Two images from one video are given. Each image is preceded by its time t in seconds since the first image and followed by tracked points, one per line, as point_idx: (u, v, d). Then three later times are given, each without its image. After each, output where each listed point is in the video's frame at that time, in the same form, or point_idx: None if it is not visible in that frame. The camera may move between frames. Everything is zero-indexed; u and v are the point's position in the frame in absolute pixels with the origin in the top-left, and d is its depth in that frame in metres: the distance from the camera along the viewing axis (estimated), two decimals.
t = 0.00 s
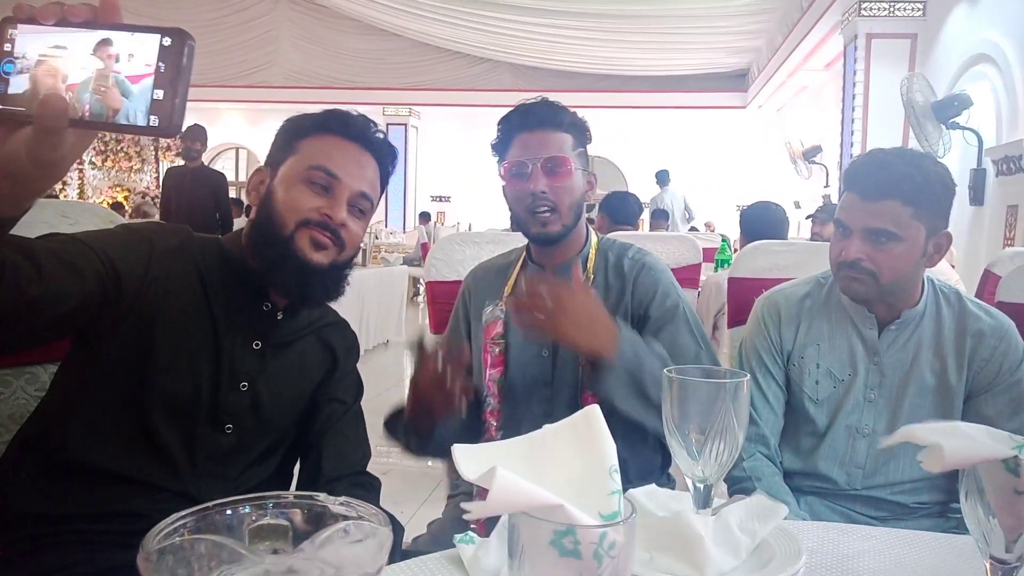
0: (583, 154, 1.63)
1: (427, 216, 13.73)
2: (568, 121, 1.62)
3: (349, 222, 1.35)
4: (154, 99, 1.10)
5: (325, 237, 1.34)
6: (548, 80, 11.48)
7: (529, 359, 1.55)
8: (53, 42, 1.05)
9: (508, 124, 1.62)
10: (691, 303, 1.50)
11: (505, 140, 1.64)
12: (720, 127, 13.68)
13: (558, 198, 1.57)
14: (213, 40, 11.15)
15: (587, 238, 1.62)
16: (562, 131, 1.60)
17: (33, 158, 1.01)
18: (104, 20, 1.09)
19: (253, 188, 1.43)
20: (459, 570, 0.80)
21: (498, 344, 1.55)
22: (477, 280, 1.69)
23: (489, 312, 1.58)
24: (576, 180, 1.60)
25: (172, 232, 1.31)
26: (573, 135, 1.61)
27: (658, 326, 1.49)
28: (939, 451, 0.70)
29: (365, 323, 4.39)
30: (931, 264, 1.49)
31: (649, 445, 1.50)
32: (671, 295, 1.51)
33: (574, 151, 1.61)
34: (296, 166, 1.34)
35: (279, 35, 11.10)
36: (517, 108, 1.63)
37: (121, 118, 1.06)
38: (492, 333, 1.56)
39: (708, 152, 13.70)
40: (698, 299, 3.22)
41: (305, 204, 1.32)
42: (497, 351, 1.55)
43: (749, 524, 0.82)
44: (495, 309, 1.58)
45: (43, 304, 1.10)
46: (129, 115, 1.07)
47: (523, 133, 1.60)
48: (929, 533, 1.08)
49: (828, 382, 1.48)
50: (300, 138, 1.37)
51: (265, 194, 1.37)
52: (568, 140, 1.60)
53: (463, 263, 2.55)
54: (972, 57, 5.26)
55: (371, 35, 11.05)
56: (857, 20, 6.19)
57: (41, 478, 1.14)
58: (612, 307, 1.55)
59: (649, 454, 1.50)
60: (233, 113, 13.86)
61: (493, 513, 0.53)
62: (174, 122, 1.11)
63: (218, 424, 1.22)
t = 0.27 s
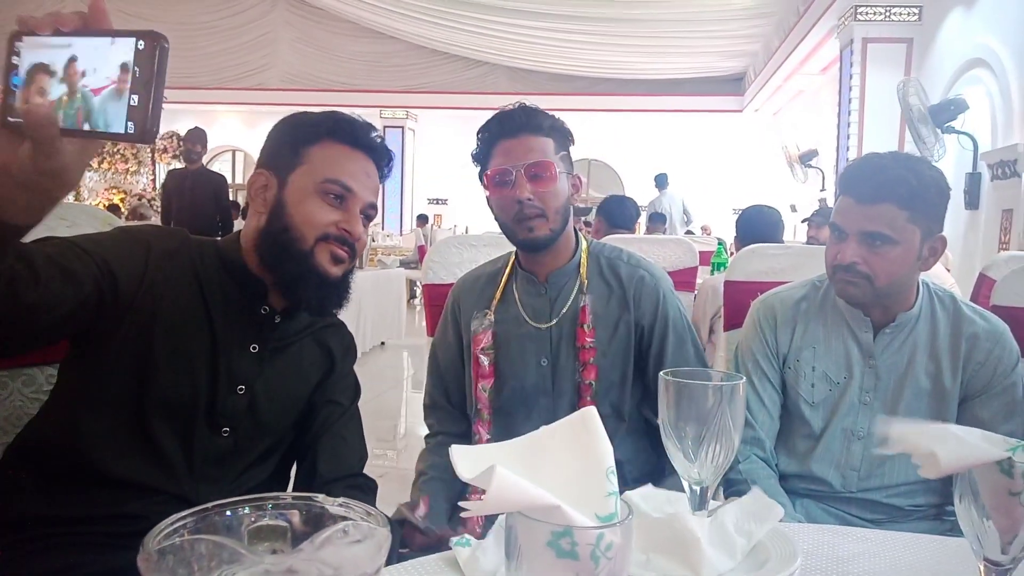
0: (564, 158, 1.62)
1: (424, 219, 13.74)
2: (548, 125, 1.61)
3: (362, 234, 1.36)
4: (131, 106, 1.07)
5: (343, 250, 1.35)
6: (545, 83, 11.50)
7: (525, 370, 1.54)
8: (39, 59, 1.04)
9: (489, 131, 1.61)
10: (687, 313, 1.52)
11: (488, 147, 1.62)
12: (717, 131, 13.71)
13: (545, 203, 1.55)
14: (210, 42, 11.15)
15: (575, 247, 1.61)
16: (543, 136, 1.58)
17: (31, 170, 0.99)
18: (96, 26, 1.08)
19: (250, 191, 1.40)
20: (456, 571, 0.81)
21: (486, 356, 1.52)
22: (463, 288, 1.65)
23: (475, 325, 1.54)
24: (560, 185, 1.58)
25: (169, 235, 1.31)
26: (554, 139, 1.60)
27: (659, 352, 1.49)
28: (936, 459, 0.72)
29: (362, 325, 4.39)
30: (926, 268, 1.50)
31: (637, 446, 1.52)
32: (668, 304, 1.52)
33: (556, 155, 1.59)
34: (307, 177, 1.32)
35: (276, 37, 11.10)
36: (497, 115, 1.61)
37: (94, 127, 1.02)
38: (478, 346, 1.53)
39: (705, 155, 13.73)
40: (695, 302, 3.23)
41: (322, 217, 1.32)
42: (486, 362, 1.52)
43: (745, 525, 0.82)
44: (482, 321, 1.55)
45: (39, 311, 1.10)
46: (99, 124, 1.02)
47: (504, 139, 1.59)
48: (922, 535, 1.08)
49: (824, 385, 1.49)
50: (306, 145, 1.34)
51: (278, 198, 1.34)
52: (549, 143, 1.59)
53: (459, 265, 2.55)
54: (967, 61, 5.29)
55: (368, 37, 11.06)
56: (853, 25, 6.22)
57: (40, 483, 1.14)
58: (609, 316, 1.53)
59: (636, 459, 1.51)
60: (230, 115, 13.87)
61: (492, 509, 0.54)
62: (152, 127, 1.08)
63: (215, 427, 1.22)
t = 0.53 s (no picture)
0: (576, 155, 1.61)
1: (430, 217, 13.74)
2: (559, 123, 1.60)
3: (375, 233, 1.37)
4: (149, 115, 1.06)
5: (355, 250, 1.35)
6: (551, 83, 11.50)
7: (533, 368, 1.54)
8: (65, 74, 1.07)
9: (501, 129, 1.60)
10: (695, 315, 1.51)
11: (499, 146, 1.61)
12: (723, 130, 13.69)
13: (556, 200, 1.54)
14: (217, 40, 11.18)
15: (586, 245, 1.60)
16: (554, 133, 1.58)
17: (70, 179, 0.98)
18: (122, 37, 1.09)
19: (253, 190, 1.39)
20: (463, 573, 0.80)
21: (494, 355, 1.52)
22: (472, 286, 1.65)
23: (484, 325, 1.54)
24: (572, 182, 1.57)
25: (176, 235, 1.31)
26: (565, 137, 1.59)
27: (661, 352, 1.49)
28: (944, 462, 0.70)
29: (368, 324, 4.40)
30: (936, 270, 1.49)
31: (643, 448, 1.51)
32: (676, 305, 1.51)
33: (567, 152, 1.59)
34: (315, 178, 1.32)
35: (283, 35, 11.12)
36: (508, 112, 1.60)
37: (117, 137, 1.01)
38: (488, 344, 1.52)
39: (711, 155, 13.71)
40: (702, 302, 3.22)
41: (333, 219, 1.32)
42: (494, 361, 1.52)
43: (753, 529, 0.82)
44: (492, 319, 1.54)
45: (47, 313, 1.10)
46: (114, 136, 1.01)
47: (516, 137, 1.58)
48: (930, 539, 1.08)
49: (832, 387, 1.48)
50: (311, 144, 1.33)
51: (286, 203, 1.33)
52: (560, 141, 1.58)
53: (466, 264, 2.55)
54: (976, 61, 5.27)
55: (375, 36, 11.08)
56: (861, 25, 6.21)
57: (48, 483, 1.15)
58: (619, 317, 1.53)
59: (641, 462, 1.51)
60: (237, 114, 13.90)
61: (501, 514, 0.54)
62: (172, 135, 1.07)
63: (221, 427, 1.22)
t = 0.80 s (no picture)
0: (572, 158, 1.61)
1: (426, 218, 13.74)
2: (554, 127, 1.60)
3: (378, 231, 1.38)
4: (143, 118, 1.00)
5: (357, 248, 1.37)
6: (548, 83, 11.50)
7: (532, 366, 1.55)
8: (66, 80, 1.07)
9: (496, 136, 1.61)
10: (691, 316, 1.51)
11: (495, 152, 1.62)
12: (719, 130, 13.70)
13: (553, 205, 1.55)
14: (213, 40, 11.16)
15: (587, 245, 1.61)
16: (549, 138, 1.58)
17: (74, 181, 0.99)
18: (121, 39, 1.08)
19: (247, 192, 1.38)
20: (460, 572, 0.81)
21: (495, 352, 1.53)
22: (472, 286, 1.65)
23: (485, 322, 1.54)
24: (568, 186, 1.58)
25: (173, 236, 1.31)
26: (561, 141, 1.59)
27: (659, 352, 1.50)
28: (937, 463, 0.70)
29: (363, 324, 4.39)
30: (930, 272, 1.49)
31: (639, 448, 1.53)
32: (673, 307, 1.51)
33: (564, 157, 1.59)
34: (314, 179, 1.32)
35: (279, 35, 11.10)
36: (505, 118, 1.60)
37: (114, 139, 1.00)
38: (489, 342, 1.53)
39: (706, 156, 13.73)
40: (698, 302, 3.23)
41: (334, 219, 1.33)
42: (495, 359, 1.52)
43: (748, 528, 0.83)
44: (493, 317, 1.54)
45: (43, 314, 1.10)
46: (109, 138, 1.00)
47: (512, 143, 1.59)
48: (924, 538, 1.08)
49: (827, 387, 1.49)
50: (305, 144, 1.33)
51: (284, 205, 1.33)
52: (556, 146, 1.58)
53: (463, 265, 2.56)
54: (970, 62, 5.28)
55: (371, 36, 11.06)
56: (856, 26, 6.21)
57: (46, 484, 1.15)
58: (619, 316, 1.54)
59: (638, 460, 1.52)
60: (232, 114, 13.88)
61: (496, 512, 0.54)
62: (169, 138, 1.01)
63: (218, 427, 1.22)
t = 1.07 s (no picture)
0: (560, 160, 1.60)
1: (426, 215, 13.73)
2: (536, 130, 1.59)
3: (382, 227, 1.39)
4: (126, 119, 1.00)
5: (361, 245, 1.39)
6: (547, 81, 11.50)
7: (531, 365, 1.55)
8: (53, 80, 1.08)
9: (480, 142, 1.61)
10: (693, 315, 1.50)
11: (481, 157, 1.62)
12: (719, 128, 13.70)
13: (539, 209, 1.54)
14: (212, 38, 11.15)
15: (584, 244, 1.60)
16: (531, 142, 1.57)
17: (64, 182, 1.01)
18: (107, 38, 1.08)
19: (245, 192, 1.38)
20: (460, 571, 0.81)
21: (495, 350, 1.53)
22: (472, 285, 1.66)
23: (485, 320, 1.54)
24: (553, 189, 1.57)
25: (170, 235, 1.31)
26: (545, 143, 1.58)
27: (660, 352, 1.49)
28: (936, 461, 0.70)
29: (363, 322, 4.39)
30: (929, 270, 1.50)
31: (640, 446, 1.53)
32: (671, 305, 1.50)
33: (549, 159, 1.58)
34: (319, 177, 1.33)
35: (278, 33, 11.09)
36: (490, 122, 1.59)
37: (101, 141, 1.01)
38: (488, 341, 1.53)
39: (706, 153, 13.72)
40: (697, 300, 3.23)
41: (338, 218, 1.34)
42: (494, 357, 1.52)
43: (747, 525, 0.83)
44: (491, 315, 1.55)
45: (41, 313, 1.10)
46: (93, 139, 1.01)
47: (496, 149, 1.58)
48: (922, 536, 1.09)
49: (826, 385, 1.49)
50: (301, 141, 1.33)
51: (290, 204, 1.33)
52: (540, 149, 1.57)
53: (463, 263, 2.56)
54: (970, 60, 5.28)
55: (369, 34, 11.05)
56: (855, 24, 6.20)
57: (43, 485, 1.15)
58: (616, 314, 1.54)
59: (639, 457, 1.52)
60: (232, 112, 13.87)
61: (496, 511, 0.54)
62: (152, 138, 1.00)
63: (217, 426, 1.23)
